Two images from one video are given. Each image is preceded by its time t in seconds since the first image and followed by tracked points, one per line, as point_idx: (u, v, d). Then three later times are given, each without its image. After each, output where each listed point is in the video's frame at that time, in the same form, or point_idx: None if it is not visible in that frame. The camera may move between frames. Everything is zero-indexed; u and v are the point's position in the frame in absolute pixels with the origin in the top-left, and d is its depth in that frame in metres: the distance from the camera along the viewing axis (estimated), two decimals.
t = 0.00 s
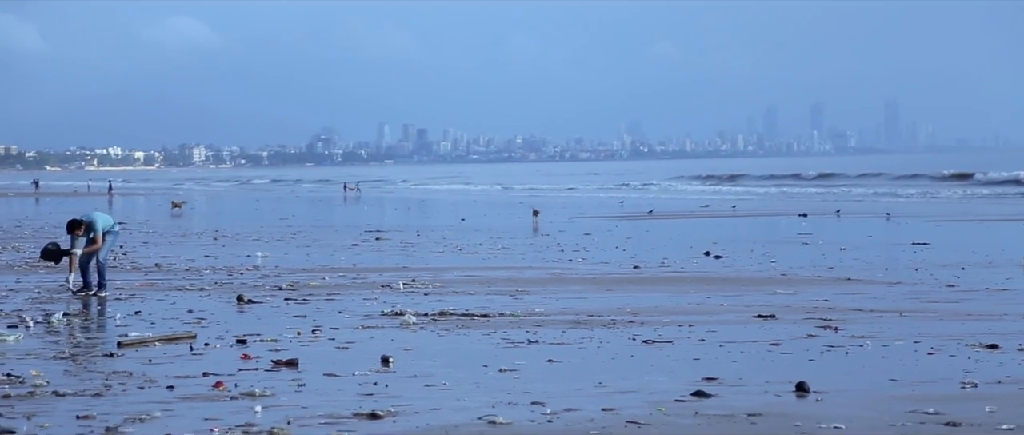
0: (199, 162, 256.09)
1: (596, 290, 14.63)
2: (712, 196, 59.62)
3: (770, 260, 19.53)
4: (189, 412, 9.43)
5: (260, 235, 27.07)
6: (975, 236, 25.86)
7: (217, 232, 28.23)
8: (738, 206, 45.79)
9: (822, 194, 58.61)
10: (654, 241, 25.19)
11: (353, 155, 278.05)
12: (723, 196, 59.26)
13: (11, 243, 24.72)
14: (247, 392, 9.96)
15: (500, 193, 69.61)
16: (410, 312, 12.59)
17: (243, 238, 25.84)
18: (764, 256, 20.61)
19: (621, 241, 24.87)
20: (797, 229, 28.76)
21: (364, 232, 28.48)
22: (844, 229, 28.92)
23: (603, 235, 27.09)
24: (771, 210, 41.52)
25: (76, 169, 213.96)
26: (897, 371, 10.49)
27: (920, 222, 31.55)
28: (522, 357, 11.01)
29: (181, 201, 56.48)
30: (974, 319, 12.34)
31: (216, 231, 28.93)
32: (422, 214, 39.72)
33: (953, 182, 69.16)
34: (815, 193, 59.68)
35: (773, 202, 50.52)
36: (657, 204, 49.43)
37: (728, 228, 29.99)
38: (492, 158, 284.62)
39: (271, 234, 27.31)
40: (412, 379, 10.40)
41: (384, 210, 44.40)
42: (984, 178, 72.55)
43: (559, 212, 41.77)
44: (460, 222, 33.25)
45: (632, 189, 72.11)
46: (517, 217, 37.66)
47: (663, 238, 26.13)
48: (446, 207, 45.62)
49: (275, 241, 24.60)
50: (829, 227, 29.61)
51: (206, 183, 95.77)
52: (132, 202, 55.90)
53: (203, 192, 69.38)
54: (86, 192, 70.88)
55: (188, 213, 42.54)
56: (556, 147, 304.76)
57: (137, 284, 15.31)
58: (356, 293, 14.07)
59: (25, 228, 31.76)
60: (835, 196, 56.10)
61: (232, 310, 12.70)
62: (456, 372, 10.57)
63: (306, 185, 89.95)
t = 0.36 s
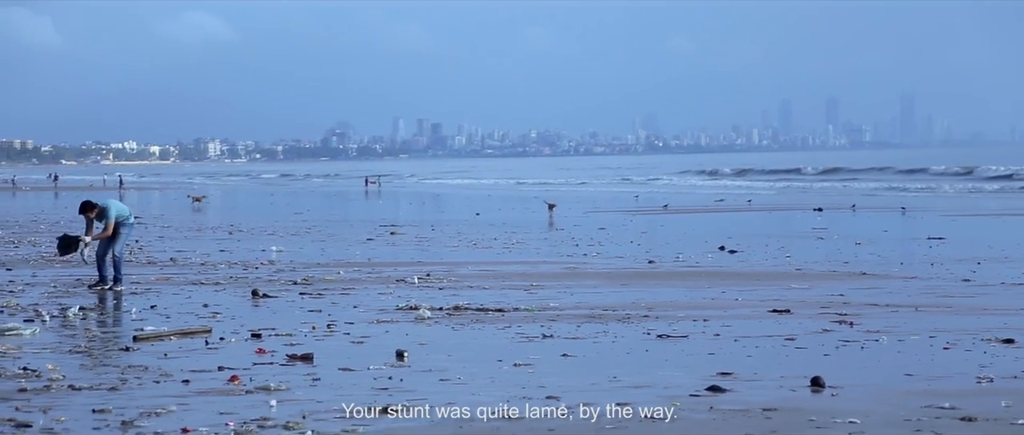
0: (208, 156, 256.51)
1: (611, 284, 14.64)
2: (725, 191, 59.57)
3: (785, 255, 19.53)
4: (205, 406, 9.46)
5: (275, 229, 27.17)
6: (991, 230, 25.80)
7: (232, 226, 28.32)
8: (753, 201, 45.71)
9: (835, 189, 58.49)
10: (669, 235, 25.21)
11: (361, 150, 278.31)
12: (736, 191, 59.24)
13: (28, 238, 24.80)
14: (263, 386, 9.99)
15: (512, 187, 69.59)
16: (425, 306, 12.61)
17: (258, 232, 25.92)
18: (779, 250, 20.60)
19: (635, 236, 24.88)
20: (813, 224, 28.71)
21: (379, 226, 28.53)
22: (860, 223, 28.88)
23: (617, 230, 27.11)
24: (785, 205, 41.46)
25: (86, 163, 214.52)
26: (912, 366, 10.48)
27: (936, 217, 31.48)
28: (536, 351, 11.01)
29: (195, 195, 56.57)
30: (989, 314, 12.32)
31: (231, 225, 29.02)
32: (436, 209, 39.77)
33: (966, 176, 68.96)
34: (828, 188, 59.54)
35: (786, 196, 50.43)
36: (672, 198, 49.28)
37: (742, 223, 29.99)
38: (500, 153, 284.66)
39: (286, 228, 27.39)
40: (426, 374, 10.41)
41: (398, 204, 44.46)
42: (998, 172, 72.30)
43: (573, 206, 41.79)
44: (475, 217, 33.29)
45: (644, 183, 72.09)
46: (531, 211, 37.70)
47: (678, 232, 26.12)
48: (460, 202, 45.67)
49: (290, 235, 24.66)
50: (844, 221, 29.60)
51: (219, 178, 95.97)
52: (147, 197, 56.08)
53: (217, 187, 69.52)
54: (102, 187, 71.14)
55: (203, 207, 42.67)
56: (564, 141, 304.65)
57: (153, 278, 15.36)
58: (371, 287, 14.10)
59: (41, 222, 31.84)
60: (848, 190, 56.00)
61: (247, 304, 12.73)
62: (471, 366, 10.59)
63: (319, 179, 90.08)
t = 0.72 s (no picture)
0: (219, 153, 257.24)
1: (627, 280, 14.65)
2: (739, 186, 59.53)
3: (802, 251, 19.51)
4: (222, 401, 9.47)
5: (292, 225, 27.27)
6: (1010, 226, 25.70)
7: (249, 222, 28.41)
8: (769, 197, 45.61)
9: (849, 185, 58.33)
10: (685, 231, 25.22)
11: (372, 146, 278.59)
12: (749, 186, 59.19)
13: (46, 233, 24.92)
14: (279, 382, 10.00)
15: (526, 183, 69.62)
16: (441, 303, 12.62)
17: (275, 228, 26.00)
18: (796, 246, 20.59)
19: (651, 232, 24.90)
20: (830, 220, 28.66)
21: (395, 222, 28.59)
22: (876, 219, 28.82)
23: (634, 226, 27.12)
24: (801, 201, 41.41)
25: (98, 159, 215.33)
26: (929, 362, 10.45)
27: (952, 213, 31.39)
28: (553, 347, 11.02)
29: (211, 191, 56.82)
30: (1007, 310, 12.28)
31: (248, 221, 29.10)
32: (452, 205, 39.85)
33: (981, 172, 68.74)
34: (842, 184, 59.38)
35: (802, 192, 50.37)
36: (687, 194, 49.22)
37: (758, 219, 29.96)
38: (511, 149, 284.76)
39: (303, 224, 27.48)
40: (442, 370, 10.42)
41: (413, 201, 44.53)
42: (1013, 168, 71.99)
43: (588, 203, 41.81)
44: (490, 213, 33.34)
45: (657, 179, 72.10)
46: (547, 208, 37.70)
47: (694, 229, 26.11)
48: (476, 198, 45.75)
49: (306, 231, 24.74)
50: (860, 217, 29.56)
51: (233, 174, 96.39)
52: (164, 192, 56.32)
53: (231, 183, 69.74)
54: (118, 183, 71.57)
55: (220, 203, 42.79)
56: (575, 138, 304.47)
57: (169, 274, 15.41)
58: (387, 283, 14.13)
59: (59, 218, 32.01)
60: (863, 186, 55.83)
61: (264, 300, 12.76)
62: (488, 363, 10.59)
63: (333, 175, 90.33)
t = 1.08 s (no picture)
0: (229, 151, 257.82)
1: (646, 278, 14.66)
2: (754, 184, 59.45)
3: (821, 249, 19.49)
4: (241, 399, 9.49)
5: (311, 222, 27.36)
6: None
7: (268, 220, 28.50)
8: (788, 194, 45.51)
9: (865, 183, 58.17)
10: (703, 229, 25.20)
11: (382, 144, 278.76)
12: (764, 184, 59.11)
13: (67, 231, 25.03)
14: (298, 379, 10.01)
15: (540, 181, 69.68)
16: (460, 300, 12.64)
17: (295, 225, 26.08)
18: (815, 244, 20.56)
19: (669, 230, 24.91)
20: (849, 218, 28.60)
21: (414, 220, 28.65)
22: (894, 217, 28.75)
23: (653, 224, 27.11)
24: (819, 199, 41.33)
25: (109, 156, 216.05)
26: (949, 360, 10.43)
27: (970, 211, 31.29)
28: (572, 344, 11.03)
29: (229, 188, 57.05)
30: None
31: (267, 219, 29.19)
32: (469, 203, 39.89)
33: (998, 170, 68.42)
34: (858, 182, 59.22)
35: (818, 189, 50.27)
36: (704, 191, 49.14)
37: (775, 216, 29.94)
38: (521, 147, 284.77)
39: (322, 221, 27.56)
40: (461, 367, 10.43)
41: (431, 198, 44.61)
42: None
43: (605, 200, 41.83)
44: (508, 211, 33.37)
45: (671, 177, 72.09)
46: (566, 205, 37.71)
47: (713, 226, 26.08)
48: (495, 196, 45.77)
49: (325, 228, 24.81)
50: (878, 215, 29.51)
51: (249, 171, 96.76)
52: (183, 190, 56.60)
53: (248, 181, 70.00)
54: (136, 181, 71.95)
55: (240, 200, 42.97)
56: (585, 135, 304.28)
57: (189, 272, 15.45)
58: (406, 280, 14.15)
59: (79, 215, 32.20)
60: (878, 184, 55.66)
61: (283, 298, 12.79)
62: (507, 360, 10.59)
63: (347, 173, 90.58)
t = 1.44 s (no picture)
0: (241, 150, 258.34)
1: (668, 277, 14.66)
2: (773, 183, 59.37)
3: (844, 248, 19.47)
4: (264, 397, 9.50)
5: (334, 221, 27.43)
6: None
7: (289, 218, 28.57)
8: (813, 193, 45.27)
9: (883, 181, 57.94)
10: (726, 228, 25.18)
11: (393, 143, 278.99)
12: (783, 182, 59.02)
13: (90, 229, 25.14)
14: (321, 377, 10.02)
15: (556, 179, 69.76)
16: (481, 299, 12.66)
17: (318, 224, 26.17)
18: (837, 243, 20.53)
19: (692, 228, 24.90)
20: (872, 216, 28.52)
21: (436, 218, 28.72)
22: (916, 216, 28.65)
23: (675, 222, 27.07)
24: (842, 197, 41.17)
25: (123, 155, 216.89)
26: (973, 359, 10.41)
27: (993, 210, 31.11)
28: (593, 343, 11.03)
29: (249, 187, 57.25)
30: None
31: (289, 217, 29.29)
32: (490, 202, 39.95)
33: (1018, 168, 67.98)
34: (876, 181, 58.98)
35: (838, 188, 50.06)
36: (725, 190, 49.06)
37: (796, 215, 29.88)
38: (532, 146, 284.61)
39: (344, 220, 27.63)
40: (483, 366, 10.43)
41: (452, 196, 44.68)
42: None
43: (626, 199, 41.79)
44: (529, 209, 33.40)
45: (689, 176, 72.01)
46: (588, 204, 37.72)
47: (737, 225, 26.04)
48: (516, 194, 45.82)
49: (347, 227, 24.86)
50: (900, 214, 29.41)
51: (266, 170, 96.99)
52: (204, 188, 56.79)
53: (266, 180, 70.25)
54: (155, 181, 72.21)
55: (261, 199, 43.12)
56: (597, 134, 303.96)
57: (211, 270, 15.51)
58: (428, 279, 14.19)
59: (102, 214, 32.36)
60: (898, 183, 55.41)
61: (305, 296, 12.83)
62: (529, 359, 10.60)
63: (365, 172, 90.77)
